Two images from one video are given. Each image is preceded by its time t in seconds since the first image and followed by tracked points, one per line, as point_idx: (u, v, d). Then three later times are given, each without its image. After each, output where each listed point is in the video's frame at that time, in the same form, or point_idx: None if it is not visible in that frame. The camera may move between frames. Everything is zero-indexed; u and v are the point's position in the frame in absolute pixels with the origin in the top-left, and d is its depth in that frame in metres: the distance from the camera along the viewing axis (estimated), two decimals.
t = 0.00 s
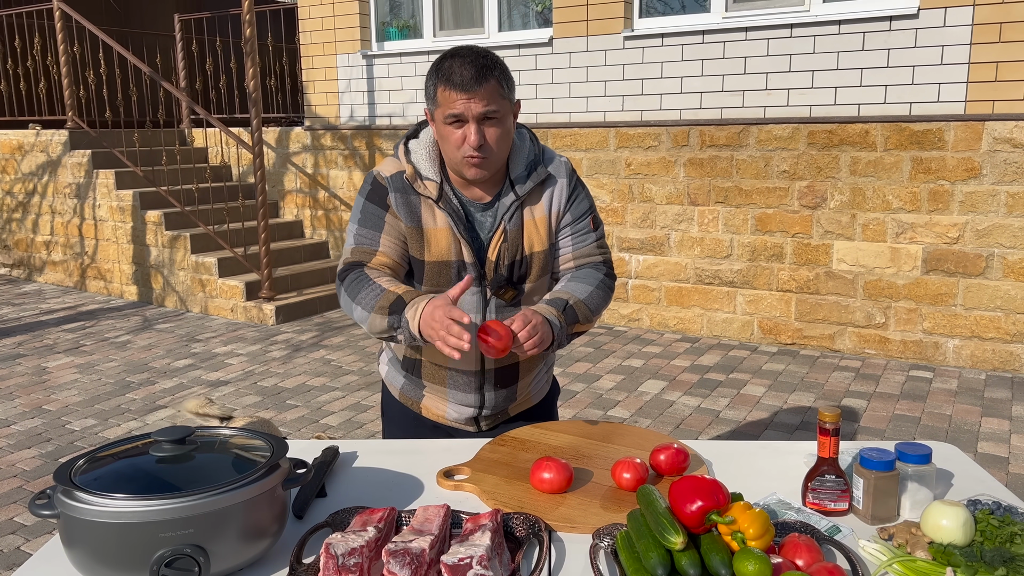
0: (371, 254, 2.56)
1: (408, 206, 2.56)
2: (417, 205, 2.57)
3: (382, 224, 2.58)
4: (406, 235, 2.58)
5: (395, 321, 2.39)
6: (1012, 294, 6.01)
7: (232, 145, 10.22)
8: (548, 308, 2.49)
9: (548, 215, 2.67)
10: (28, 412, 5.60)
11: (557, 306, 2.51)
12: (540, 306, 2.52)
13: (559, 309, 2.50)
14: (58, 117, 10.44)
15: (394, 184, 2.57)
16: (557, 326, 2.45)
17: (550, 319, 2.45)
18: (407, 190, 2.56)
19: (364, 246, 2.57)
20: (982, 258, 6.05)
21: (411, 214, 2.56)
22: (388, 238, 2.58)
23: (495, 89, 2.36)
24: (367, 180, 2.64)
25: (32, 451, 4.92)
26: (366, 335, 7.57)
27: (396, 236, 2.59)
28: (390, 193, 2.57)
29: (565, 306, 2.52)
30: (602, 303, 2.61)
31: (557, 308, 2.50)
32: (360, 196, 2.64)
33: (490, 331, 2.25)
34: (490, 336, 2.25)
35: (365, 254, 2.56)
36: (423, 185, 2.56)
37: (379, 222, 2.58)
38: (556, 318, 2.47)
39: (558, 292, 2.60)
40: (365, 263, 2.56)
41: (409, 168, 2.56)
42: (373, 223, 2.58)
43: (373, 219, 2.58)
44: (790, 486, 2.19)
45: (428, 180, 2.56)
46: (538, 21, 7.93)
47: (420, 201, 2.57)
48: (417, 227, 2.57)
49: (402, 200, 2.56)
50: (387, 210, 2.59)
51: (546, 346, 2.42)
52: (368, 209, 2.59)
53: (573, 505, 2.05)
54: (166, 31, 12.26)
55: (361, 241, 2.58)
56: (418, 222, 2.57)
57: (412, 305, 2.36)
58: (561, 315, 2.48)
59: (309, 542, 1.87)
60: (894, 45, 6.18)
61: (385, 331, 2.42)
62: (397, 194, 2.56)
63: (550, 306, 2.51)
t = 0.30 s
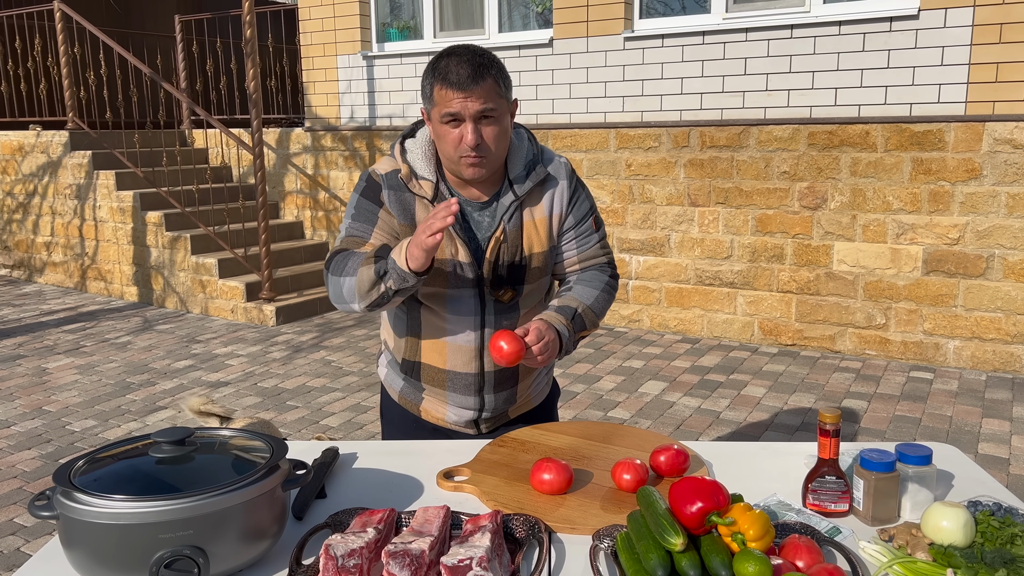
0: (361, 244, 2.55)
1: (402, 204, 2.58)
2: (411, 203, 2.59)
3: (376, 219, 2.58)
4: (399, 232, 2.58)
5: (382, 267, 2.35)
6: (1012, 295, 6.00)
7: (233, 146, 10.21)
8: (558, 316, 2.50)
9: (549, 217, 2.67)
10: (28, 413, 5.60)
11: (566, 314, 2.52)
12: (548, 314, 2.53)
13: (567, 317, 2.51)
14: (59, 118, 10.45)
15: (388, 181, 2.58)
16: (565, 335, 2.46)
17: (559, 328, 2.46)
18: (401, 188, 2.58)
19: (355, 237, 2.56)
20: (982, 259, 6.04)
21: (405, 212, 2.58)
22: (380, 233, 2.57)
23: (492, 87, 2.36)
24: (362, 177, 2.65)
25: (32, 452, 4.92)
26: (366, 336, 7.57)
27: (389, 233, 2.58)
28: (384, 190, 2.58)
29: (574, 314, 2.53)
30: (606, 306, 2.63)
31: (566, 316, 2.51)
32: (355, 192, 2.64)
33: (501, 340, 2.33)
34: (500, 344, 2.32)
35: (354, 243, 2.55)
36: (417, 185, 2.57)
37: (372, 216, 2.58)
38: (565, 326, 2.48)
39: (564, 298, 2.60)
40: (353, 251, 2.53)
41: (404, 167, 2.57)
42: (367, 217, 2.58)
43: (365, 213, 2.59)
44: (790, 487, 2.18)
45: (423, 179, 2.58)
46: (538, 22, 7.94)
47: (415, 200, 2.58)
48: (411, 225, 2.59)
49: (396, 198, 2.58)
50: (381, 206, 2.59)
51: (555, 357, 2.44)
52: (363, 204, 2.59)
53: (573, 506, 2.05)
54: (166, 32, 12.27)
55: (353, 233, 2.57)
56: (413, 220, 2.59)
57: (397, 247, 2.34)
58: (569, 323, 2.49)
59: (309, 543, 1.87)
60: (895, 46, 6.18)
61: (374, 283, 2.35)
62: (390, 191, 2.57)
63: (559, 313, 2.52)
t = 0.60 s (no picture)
0: (360, 253, 2.58)
1: (402, 208, 2.57)
2: (411, 207, 2.57)
3: (375, 226, 2.59)
4: (399, 237, 2.59)
5: (370, 307, 2.39)
6: (1013, 295, 6.00)
7: (233, 147, 10.21)
8: (555, 317, 2.50)
9: (549, 218, 2.66)
10: (29, 414, 5.60)
11: (563, 316, 2.51)
12: (545, 314, 2.52)
13: (565, 319, 2.50)
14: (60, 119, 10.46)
15: (388, 186, 2.58)
16: (562, 337, 2.46)
17: (556, 330, 2.46)
18: (401, 193, 2.57)
19: (354, 245, 2.58)
20: (983, 259, 6.04)
21: (404, 217, 2.57)
22: (379, 240, 2.59)
23: (486, 93, 2.34)
24: (363, 181, 2.65)
25: (32, 453, 4.92)
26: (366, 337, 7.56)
27: (388, 238, 2.60)
28: (383, 195, 2.58)
29: (572, 316, 2.52)
30: (605, 308, 2.63)
31: (563, 318, 2.50)
32: (355, 197, 2.64)
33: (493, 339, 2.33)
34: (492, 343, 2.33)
35: (354, 253, 2.57)
36: (417, 188, 2.55)
37: (372, 222, 2.59)
38: (562, 328, 2.48)
39: (563, 299, 2.59)
40: (354, 261, 2.56)
41: (403, 171, 2.56)
42: (366, 223, 2.59)
43: (365, 219, 2.59)
44: (791, 488, 2.18)
45: (422, 183, 2.56)
46: (538, 22, 7.95)
47: (415, 204, 2.57)
48: (411, 229, 2.57)
49: (396, 203, 2.57)
50: (380, 212, 2.59)
51: (550, 359, 2.43)
52: (362, 210, 2.60)
53: (574, 508, 2.05)
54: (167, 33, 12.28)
55: (353, 240, 2.59)
56: (412, 224, 2.57)
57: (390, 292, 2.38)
58: (567, 325, 2.49)
59: (309, 544, 1.87)
60: (896, 46, 6.17)
61: (360, 317, 2.41)
62: (391, 197, 2.57)
63: (557, 315, 2.52)
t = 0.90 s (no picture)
0: (355, 248, 2.55)
1: (393, 209, 2.57)
2: (403, 208, 2.57)
3: (367, 222, 2.58)
4: (390, 236, 2.58)
5: (377, 314, 2.34)
6: (1015, 295, 5.99)
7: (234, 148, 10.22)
8: (551, 321, 2.50)
9: (542, 220, 2.66)
10: (29, 414, 5.60)
11: (560, 320, 2.51)
12: (543, 319, 2.51)
13: (561, 323, 2.50)
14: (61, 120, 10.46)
15: (379, 186, 2.57)
16: (558, 341, 2.45)
17: (552, 334, 2.46)
18: (392, 193, 2.56)
19: (345, 240, 2.55)
20: (985, 259, 6.03)
21: (396, 217, 2.57)
22: (372, 235, 2.58)
23: (457, 106, 2.31)
24: (356, 180, 2.65)
25: (33, 453, 4.92)
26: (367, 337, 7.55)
27: (380, 237, 2.59)
28: (375, 194, 2.58)
29: (567, 319, 2.52)
30: (602, 309, 2.62)
31: (559, 321, 2.50)
32: (348, 195, 2.64)
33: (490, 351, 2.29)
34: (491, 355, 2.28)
35: (347, 248, 2.54)
36: (407, 191, 2.55)
37: (364, 219, 2.58)
38: (558, 332, 2.48)
39: (559, 302, 2.59)
40: (348, 258, 2.53)
41: (393, 173, 2.55)
42: (358, 220, 2.57)
43: (357, 216, 2.58)
44: (793, 489, 2.17)
45: (412, 185, 2.55)
46: (539, 22, 7.95)
47: (406, 206, 2.56)
48: (402, 229, 2.57)
49: (387, 203, 2.57)
50: (373, 209, 2.59)
51: (546, 364, 2.42)
52: (355, 206, 2.59)
53: (575, 509, 2.04)
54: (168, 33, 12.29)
55: (343, 234, 2.56)
56: (404, 225, 2.57)
57: (402, 305, 2.32)
58: (563, 329, 2.49)
59: (309, 545, 1.86)
60: (897, 46, 6.16)
61: (363, 322, 2.35)
62: (383, 196, 2.56)
63: (553, 318, 2.52)
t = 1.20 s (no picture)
0: (343, 239, 2.55)
1: (388, 205, 2.57)
2: (398, 204, 2.58)
3: (360, 214, 2.59)
4: (384, 233, 2.59)
5: (364, 298, 2.33)
6: (1016, 296, 5.98)
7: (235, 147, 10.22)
8: (543, 319, 2.49)
9: (536, 218, 2.65)
10: (30, 414, 5.60)
11: (551, 318, 2.50)
12: (534, 317, 2.50)
13: (553, 321, 2.49)
14: (61, 119, 10.47)
15: (375, 181, 2.59)
16: (548, 341, 2.45)
17: (543, 332, 2.45)
18: (388, 189, 2.57)
19: (337, 230, 2.56)
20: (986, 259, 6.02)
21: (391, 213, 2.58)
22: (363, 227, 2.58)
23: (473, 86, 2.36)
24: (353, 173, 2.67)
25: (33, 453, 4.91)
26: (367, 337, 7.55)
27: (374, 232, 2.60)
28: (371, 189, 2.59)
29: (559, 318, 2.51)
30: (595, 309, 2.61)
31: (551, 320, 2.49)
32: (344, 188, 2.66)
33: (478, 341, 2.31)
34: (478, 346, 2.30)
35: (337, 237, 2.55)
36: (403, 187, 2.56)
37: (358, 212, 2.58)
38: (549, 330, 2.47)
39: (552, 300, 2.58)
40: (339, 245, 2.54)
41: (390, 169, 2.56)
42: (351, 214, 2.58)
43: (351, 208, 2.58)
44: (794, 489, 2.17)
45: (409, 182, 2.57)
46: (540, 22, 7.95)
47: (401, 202, 2.57)
48: (397, 225, 2.58)
49: (382, 199, 2.58)
50: (367, 204, 2.59)
51: (534, 362, 2.42)
52: (350, 198, 2.60)
53: (575, 509, 2.04)
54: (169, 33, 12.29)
55: (336, 225, 2.57)
56: (399, 221, 2.58)
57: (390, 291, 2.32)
58: (554, 328, 2.48)
59: (309, 546, 1.86)
60: (898, 45, 6.15)
61: (349, 305, 2.34)
62: (378, 191, 2.58)
63: (545, 317, 2.51)
